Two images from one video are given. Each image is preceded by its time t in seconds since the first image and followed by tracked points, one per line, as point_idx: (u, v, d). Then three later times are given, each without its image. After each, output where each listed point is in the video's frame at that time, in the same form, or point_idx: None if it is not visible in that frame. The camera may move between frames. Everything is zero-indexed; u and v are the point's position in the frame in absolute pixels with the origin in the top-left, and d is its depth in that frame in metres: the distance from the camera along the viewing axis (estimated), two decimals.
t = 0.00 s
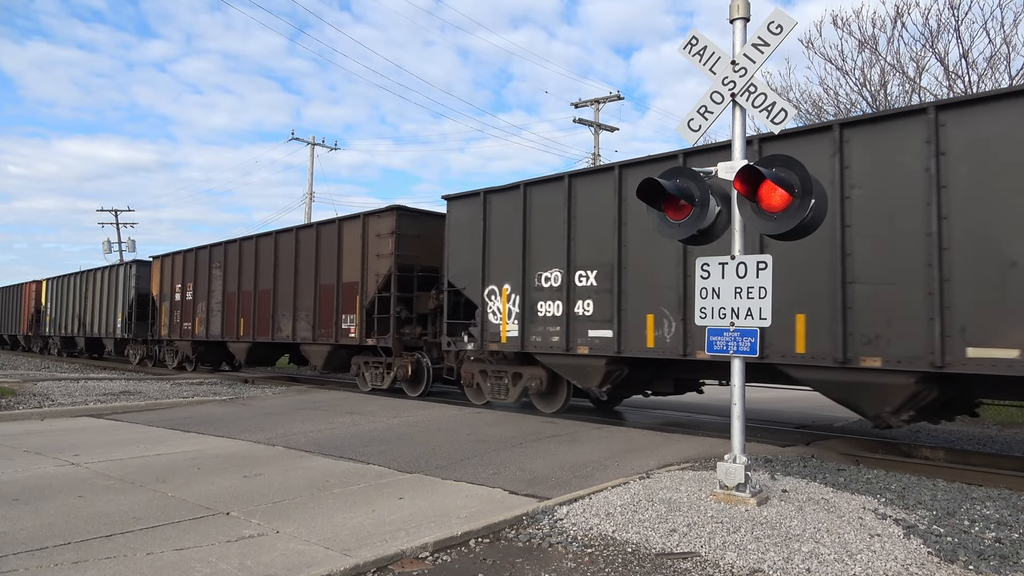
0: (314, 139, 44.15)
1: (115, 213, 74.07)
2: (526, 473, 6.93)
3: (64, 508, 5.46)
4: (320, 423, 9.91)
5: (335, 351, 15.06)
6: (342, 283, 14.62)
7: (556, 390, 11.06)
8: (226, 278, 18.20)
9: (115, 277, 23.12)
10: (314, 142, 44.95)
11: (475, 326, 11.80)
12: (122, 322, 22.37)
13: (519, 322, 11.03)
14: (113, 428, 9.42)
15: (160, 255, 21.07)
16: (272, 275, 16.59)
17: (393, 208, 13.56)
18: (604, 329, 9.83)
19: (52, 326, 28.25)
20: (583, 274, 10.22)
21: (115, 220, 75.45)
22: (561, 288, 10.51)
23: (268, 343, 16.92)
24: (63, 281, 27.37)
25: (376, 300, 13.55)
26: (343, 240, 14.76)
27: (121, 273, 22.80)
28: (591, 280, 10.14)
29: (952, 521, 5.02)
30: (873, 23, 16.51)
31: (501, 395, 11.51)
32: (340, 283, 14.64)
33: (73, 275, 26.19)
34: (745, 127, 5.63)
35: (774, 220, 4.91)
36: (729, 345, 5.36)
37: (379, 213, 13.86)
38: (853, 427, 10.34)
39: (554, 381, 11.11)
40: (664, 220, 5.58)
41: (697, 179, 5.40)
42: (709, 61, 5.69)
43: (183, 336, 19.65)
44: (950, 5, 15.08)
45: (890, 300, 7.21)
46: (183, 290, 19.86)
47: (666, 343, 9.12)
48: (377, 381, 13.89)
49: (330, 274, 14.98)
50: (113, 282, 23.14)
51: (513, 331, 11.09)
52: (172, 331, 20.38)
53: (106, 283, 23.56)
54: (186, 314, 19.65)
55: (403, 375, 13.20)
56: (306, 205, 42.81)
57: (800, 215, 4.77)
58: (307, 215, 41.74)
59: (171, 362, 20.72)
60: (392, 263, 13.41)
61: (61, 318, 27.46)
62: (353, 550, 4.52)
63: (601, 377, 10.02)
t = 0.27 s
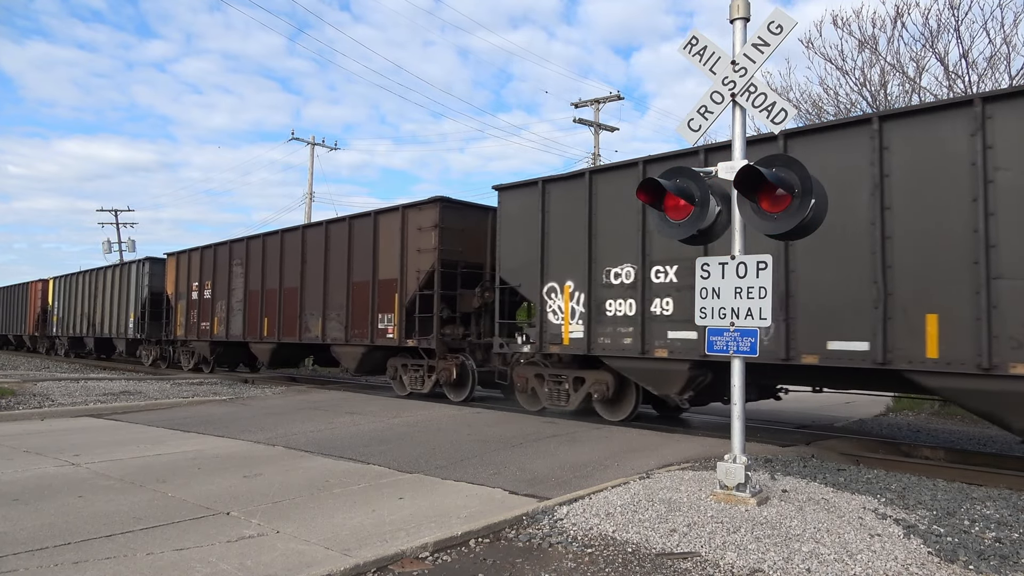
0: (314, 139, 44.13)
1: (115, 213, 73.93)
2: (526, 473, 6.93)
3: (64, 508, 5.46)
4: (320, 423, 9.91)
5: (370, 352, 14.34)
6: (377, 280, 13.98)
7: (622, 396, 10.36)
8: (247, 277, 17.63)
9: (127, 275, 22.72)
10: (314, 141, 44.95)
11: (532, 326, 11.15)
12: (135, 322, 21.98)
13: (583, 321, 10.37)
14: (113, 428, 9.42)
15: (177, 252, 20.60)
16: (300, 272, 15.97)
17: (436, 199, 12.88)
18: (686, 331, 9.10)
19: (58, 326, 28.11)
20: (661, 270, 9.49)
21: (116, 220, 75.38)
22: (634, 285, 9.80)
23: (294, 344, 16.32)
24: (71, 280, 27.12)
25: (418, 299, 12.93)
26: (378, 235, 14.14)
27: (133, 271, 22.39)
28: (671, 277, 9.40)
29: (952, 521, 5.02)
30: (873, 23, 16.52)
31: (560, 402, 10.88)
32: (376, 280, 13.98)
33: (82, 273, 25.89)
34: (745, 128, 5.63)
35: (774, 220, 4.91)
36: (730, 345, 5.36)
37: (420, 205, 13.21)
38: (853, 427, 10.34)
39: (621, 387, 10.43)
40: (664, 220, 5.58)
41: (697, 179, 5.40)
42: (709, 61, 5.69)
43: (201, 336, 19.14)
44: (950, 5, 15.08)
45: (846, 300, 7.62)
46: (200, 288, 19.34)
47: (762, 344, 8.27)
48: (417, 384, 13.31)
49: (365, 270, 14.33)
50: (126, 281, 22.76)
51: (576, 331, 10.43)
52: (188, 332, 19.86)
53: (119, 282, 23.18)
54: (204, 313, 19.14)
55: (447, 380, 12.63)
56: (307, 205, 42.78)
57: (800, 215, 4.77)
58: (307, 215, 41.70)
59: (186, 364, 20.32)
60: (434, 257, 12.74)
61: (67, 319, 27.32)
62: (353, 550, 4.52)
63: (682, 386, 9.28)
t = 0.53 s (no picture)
0: (314, 139, 44.08)
1: (116, 213, 73.80)
2: (526, 473, 6.93)
3: (64, 508, 5.46)
4: (320, 423, 9.91)
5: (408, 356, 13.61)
6: (418, 277, 13.21)
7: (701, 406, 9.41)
8: (272, 275, 16.91)
9: (141, 272, 22.17)
10: (314, 141, 44.93)
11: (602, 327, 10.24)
12: (148, 321, 21.43)
13: (662, 322, 9.46)
14: (114, 428, 9.41)
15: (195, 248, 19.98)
16: (330, 269, 15.20)
17: (485, 190, 12.08)
18: (790, 333, 8.11)
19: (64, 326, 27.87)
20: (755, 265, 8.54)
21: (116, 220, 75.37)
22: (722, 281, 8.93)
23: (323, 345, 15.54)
24: (80, 278, 26.77)
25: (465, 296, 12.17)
26: (418, 228, 13.38)
27: (147, 269, 21.82)
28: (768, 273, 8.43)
29: (952, 521, 5.03)
30: (873, 24, 16.53)
31: (630, 410, 9.97)
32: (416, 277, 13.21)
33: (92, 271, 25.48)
34: (745, 128, 5.63)
35: (774, 220, 4.91)
36: (730, 345, 5.36)
37: (468, 197, 12.43)
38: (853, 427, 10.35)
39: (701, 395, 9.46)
40: (664, 220, 5.58)
41: (697, 179, 5.40)
42: (710, 61, 5.69)
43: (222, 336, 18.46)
44: (950, 5, 15.09)
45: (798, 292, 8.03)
46: (220, 287, 18.66)
47: (882, 350, 7.37)
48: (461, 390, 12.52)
49: (405, 266, 13.53)
50: (139, 279, 22.21)
51: (654, 333, 9.53)
52: (206, 333, 19.18)
53: (132, 280, 22.64)
54: (224, 312, 18.49)
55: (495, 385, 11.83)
56: (307, 205, 42.74)
57: (800, 215, 4.77)
58: (308, 214, 41.48)
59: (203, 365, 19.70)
60: (485, 251, 11.93)
61: (74, 319, 27.06)
62: (353, 550, 4.52)
63: (782, 394, 8.32)
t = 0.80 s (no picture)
0: (314, 140, 44.28)
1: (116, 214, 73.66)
2: (526, 473, 6.93)
3: (64, 509, 5.46)
4: (320, 423, 9.90)
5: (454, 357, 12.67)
6: (464, 274, 12.30)
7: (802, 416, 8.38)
8: (301, 272, 16.11)
9: (156, 270, 21.46)
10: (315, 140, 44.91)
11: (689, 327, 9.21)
12: (163, 321, 20.71)
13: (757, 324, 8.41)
14: (114, 428, 9.40)
15: (217, 245, 19.23)
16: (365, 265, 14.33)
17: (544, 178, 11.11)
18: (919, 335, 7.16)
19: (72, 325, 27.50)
20: (877, 258, 7.53)
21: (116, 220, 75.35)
22: (835, 277, 7.81)
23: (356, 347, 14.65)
24: (90, 276, 26.29)
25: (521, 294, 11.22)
26: (465, 221, 12.44)
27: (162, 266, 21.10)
28: (890, 267, 7.44)
29: (952, 521, 5.03)
30: (873, 24, 16.53)
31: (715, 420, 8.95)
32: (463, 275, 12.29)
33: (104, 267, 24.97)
34: (745, 128, 5.63)
35: (774, 220, 4.91)
36: (730, 345, 5.36)
37: (523, 186, 11.46)
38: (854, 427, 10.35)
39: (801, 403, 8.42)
40: (664, 220, 5.58)
41: (697, 179, 5.40)
42: (709, 61, 5.69)
43: (243, 337, 17.65)
44: (950, 5, 15.09)
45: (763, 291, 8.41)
46: (243, 285, 17.86)
47: None
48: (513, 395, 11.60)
49: (450, 263, 12.61)
50: (154, 277, 21.49)
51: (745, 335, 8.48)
52: (227, 333, 18.40)
53: (147, 278, 21.96)
54: (246, 312, 17.69)
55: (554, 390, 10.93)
56: (308, 205, 42.70)
57: (800, 216, 4.77)
58: (308, 214, 41.45)
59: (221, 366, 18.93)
60: (542, 245, 10.98)
61: (82, 318, 26.71)
62: (353, 550, 4.52)
63: (907, 400, 7.32)
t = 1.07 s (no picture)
0: (314, 139, 44.31)
1: (116, 214, 73.51)
2: (526, 473, 6.93)
3: (63, 508, 5.45)
4: (320, 423, 9.90)
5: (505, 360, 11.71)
6: (519, 272, 11.43)
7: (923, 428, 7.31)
8: (332, 270, 15.45)
9: (172, 268, 20.85)
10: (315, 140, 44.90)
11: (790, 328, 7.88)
12: (179, 320, 20.08)
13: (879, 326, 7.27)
14: (114, 428, 9.39)
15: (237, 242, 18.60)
16: (404, 262, 13.58)
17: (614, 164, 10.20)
18: None
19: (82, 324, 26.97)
20: None
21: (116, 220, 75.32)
22: (976, 273, 6.72)
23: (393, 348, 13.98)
24: (101, 273, 25.70)
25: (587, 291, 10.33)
26: (520, 212, 11.57)
27: (179, 264, 20.46)
28: None
29: (952, 521, 5.03)
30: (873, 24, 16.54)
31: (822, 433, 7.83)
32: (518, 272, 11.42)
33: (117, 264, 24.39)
34: (745, 128, 5.63)
35: (774, 220, 4.91)
36: (729, 345, 5.37)
37: (588, 174, 10.55)
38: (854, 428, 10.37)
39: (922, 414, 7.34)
40: (664, 220, 5.58)
41: (697, 179, 5.41)
42: (710, 61, 5.70)
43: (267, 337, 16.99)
44: (950, 5, 15.09)
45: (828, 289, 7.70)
46: (269, 283, 17.16)
47: None
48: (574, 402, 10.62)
49: (501, 259, 11.76)
50: (171, 275, 20.87)
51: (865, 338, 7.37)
52: (249, 334, 17.77)
53: (162, 277, 21.34)
54: (270, 311, 17.03)
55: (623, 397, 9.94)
56: (308, 205, 42.67)
57: (800, 216, 4.78)
58: (308, 214, 41.45)
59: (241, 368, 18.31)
60: (610, 240, 10.10)
61: (92, 317, 26.20)
62: (353, 550, 4.52)
63: None
